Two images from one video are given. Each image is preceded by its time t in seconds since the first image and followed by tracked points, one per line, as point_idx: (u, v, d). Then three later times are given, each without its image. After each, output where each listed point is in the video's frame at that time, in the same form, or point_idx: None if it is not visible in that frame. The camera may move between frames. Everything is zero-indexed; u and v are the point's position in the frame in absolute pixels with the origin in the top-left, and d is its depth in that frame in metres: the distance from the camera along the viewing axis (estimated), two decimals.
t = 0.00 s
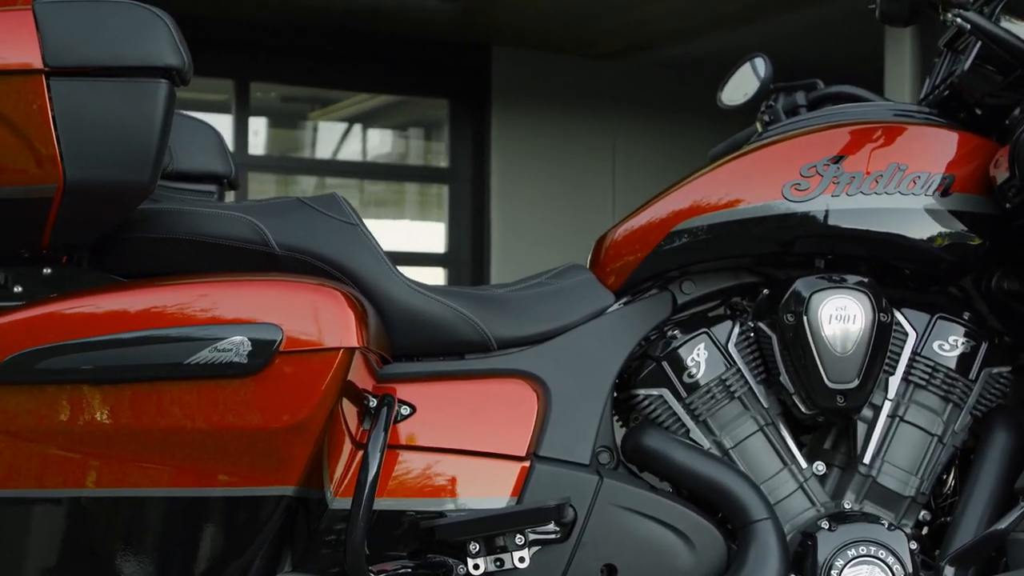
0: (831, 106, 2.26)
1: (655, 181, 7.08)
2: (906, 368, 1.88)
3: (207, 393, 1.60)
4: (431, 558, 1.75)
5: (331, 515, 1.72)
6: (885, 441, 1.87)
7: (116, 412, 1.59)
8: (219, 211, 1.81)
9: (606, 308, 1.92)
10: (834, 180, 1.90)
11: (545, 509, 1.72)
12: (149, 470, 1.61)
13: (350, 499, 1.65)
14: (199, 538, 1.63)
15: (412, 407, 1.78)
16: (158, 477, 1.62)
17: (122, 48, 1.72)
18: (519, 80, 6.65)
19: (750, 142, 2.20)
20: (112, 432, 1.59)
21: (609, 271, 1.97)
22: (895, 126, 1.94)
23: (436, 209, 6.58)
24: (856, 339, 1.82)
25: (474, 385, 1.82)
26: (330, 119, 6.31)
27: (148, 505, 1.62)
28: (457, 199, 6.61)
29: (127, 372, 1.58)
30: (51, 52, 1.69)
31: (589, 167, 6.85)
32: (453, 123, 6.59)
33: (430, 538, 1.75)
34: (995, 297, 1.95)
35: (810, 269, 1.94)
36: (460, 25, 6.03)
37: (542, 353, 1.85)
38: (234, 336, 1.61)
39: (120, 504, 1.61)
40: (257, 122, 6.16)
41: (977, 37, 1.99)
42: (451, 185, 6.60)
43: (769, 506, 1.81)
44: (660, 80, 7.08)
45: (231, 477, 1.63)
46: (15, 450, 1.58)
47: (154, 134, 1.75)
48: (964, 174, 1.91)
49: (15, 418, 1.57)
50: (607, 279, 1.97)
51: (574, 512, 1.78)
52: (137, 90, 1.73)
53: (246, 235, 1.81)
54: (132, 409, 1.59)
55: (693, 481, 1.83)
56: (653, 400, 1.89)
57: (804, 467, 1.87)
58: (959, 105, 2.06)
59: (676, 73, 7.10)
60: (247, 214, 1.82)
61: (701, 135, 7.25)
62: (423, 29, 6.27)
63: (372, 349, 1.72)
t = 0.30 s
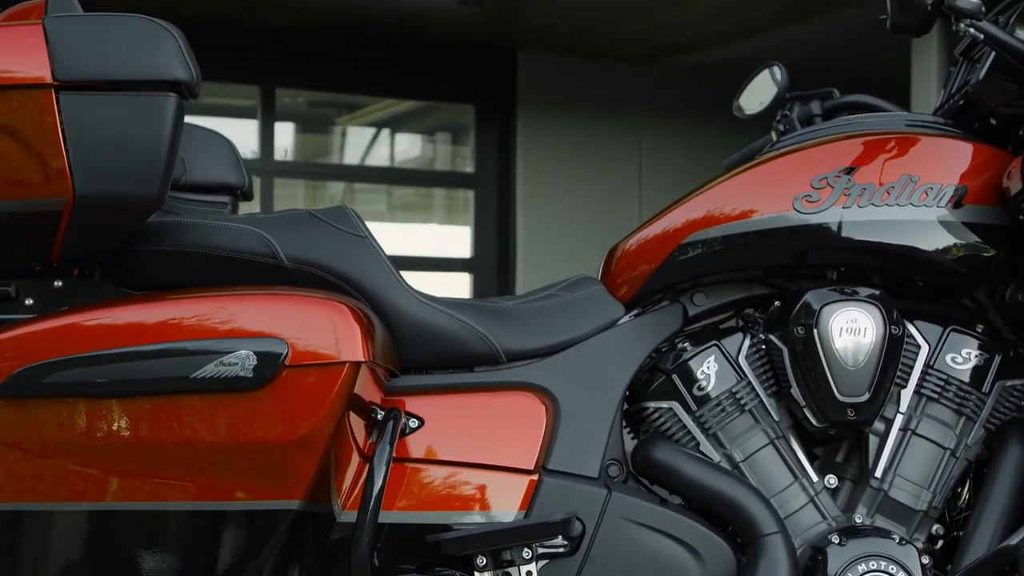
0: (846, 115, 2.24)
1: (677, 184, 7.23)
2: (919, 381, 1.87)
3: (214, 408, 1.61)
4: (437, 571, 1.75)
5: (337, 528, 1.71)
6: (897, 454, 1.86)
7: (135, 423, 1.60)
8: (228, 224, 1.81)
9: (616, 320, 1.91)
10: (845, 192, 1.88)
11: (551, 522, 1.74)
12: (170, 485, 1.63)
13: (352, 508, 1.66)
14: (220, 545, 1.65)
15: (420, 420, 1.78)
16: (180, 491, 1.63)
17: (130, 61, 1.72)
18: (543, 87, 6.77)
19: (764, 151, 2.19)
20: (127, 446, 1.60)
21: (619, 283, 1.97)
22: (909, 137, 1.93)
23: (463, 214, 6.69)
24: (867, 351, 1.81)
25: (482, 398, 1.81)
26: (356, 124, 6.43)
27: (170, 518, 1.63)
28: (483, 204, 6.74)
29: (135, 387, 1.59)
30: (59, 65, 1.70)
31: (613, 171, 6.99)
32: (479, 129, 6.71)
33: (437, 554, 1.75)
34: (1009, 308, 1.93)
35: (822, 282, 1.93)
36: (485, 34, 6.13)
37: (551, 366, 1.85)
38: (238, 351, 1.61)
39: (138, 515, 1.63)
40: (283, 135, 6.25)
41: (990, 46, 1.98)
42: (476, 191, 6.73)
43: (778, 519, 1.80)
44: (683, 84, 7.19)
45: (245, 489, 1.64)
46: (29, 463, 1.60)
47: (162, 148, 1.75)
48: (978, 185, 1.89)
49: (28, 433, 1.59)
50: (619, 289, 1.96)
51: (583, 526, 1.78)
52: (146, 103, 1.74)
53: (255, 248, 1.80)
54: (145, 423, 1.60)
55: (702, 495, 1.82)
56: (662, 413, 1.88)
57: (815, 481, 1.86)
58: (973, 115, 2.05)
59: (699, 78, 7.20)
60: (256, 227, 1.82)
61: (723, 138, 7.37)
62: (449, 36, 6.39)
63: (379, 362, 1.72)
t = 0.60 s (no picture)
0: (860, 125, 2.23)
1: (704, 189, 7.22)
2: (929, 395, 1.86)
3: (219, 424, 1.61)
4: None
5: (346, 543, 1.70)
6: (907, 468, 1.85)
7: (154, 433, 1.61)
8: (237, 238, 1.82)
9: (625, 333, 1.90)
10: (854, 206, 1.87)
11: (556, 539, 1.74)
12: (185, 503, 1.63)
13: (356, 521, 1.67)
14: (238, 562, 1.64)
15: (427, 433, 1.79)
16: (196, 508, 1.63)
17: (137, 77, 1.73)
18: (567, 92, 6.79)
19: (778, 162, 2.18)
20: (139, 460, 1.61)
21: (628, 296, 1.96)
22: (920, 149, 1.92)
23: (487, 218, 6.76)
24: (876, 366, 1.80)
25: (488, 412, 1.81)
26: (379, 128, 6.50)
27: (187, 535, 1.64)
28: (507, 208, 6.77)
29: (141, 402, 1.60)
30: (68, 82, 1.71)
31: (638, 175, 7.00)
32: (502, 133, 6.75)
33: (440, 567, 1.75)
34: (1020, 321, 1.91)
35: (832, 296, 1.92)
36: (506, 40, 6.14)
37: (559, 380, 1.85)
38: (243, 367, 1.62)
39: (155, 531, 1.63)
40: (310, 139, 6.36)
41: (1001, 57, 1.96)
42: (500, 195, 6.77)
43: (786, 534, 1.80)
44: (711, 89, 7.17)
45: (256, 505, 1.64)
46: (42, 479, 1.61)
47: (169, 164, 1.75)
48: (989, 198, 1.88)
49: (39, 448, 1.61)
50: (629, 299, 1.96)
51: (589, 540, 1.78)
52: (153, 119, 1.74)
53: (262, 262, 1.81)
54: (154, 438, 1.61)
55: (710, 509, 1.82)
56: (671, 427, 1.88)
57: (823, 495, 1.85)
58: (986, 125, 2.04)
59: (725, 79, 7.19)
60: (265, 241, 1.82)
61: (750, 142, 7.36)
62: (472, 41, 6.43)
63: (386, 377, 1.72)
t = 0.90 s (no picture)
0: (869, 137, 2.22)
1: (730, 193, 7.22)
2: (937, 410, 1.85)
3: (222, 440, 1.62)
4: None
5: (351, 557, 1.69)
6: (915, 483, 1.84)
7: (170, 443, 1.62)
8: (243, 252, 1.82)
9: (631, 347, 1.90)
10: (861, 219, 1.86)
11: (555, 556, 1.74)
12: (198, 519, 1.64)
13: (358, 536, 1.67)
14: (253, 574, 1.66)
15: (432, 447, 1.79)
16: (208, 525, 1.64)
17: (143, 93, 1.73)
18: (591, 96, 6.80)
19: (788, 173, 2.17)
20: (146, 476, 1.62)
21: (634, 311, 1.96)
22: (930, 161, 1.90)
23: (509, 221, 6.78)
24: (881, 381, 1.79)
25: (493, 427, 1.81)
26: (402, 132, 6.53)
27: (199, 551, 1.65)
28: (529, 212, 6.79)
29: (146, 418, 1.61)
30: (74, 99, 1.72)
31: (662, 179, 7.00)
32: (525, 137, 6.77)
33: None
34: None
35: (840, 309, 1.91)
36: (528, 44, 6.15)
37: (564, 395, 1.85)
38: (245, 385, 1.62)
39: (167, 545, 1.64)
40: (334, 133, 6.41)
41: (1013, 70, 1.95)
42: (523, 199, 6.79)
43: (792, 550, 1.79)
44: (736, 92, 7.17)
45: (261, 519, 1.65)
46: (50, 495, 1.62)
47: (174, 179, 1.75)
48: (998, 212, 1.86)
49: (45, 464, 1.62)
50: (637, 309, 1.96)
51: (593, 556, 1.78)
52: (158, 134, 1.75)
53: (267, 276, 1.81)
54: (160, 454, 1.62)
55: (715, 525, 1.81)
56: (677, 441, 1.88)
57: (830, 510, 1.85)
58: (996, 138, 2.01)
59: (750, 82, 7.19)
60: (271, 255, 1.82)
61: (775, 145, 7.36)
62: (496, 45, 6.46)
63: (389, 392, 1.72)
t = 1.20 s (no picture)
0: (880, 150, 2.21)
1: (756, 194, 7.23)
2: (942, 427, 1.84)
3: (222, 458, 1.63)
4: None
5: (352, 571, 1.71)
6: (919, 500, 1.83)
7: (170, 462, 1.63)
8: (247, 267, 1.83)
9: (635, 362, 1.90)
10: (865, 235, 1.86)
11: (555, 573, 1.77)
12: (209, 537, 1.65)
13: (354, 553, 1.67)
14: None
15: (434, 463, 1.79)
16: (214, 542, 1.65)
17: (146, 111, 1.74)
18: (616, 97, 6.82)
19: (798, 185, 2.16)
20: (149, 493, 1.63)
21: (639, 325, 1.96)
22: (936, 176, 1.89)
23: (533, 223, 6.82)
24: (884, 399, 1.78)
25: (496, 443, 1.82)
26: (428, 133, 6.59)
27: (204, 567, 1.66)
28: (555, 214, 6.82)
29: (146, 436, 1.63)
30: (78, 117, 1.73)
31: (687, 180, 7.03)
32: (551, 140, 6.79)
33: None
34: None
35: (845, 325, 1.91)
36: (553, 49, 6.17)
37: (567, 411, 1.85)
38: (245, 402, 1.63)
39: (172, 562, 1.65)
40: (360, 138, 6.47)
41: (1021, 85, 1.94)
42: (549, 201, 6.82)
43: (794, 568, 1.79)
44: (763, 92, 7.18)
45: (262, 537, 1.65)
46: (54, 511, 1.64)
47: (177, 196, 1.76)
48: (1004, 227, 1.85)
49: (47, 483, 1.64)
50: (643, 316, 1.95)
51: (595, 572, 1.79)
52: (161, 151, 1.76)
53: (271, 291, 1.82)
54: (161, 471, 1.63)
55: (717, 541, 1.81)
56: (680, 456, 1.88)
57: (834, 527, 1.84)
58: (1004, 151, 2.00)
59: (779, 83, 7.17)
60: (275, 270, 1.83)
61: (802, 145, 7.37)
62: (521, 48, 6.49)
63: (391, 408, 1.73)
